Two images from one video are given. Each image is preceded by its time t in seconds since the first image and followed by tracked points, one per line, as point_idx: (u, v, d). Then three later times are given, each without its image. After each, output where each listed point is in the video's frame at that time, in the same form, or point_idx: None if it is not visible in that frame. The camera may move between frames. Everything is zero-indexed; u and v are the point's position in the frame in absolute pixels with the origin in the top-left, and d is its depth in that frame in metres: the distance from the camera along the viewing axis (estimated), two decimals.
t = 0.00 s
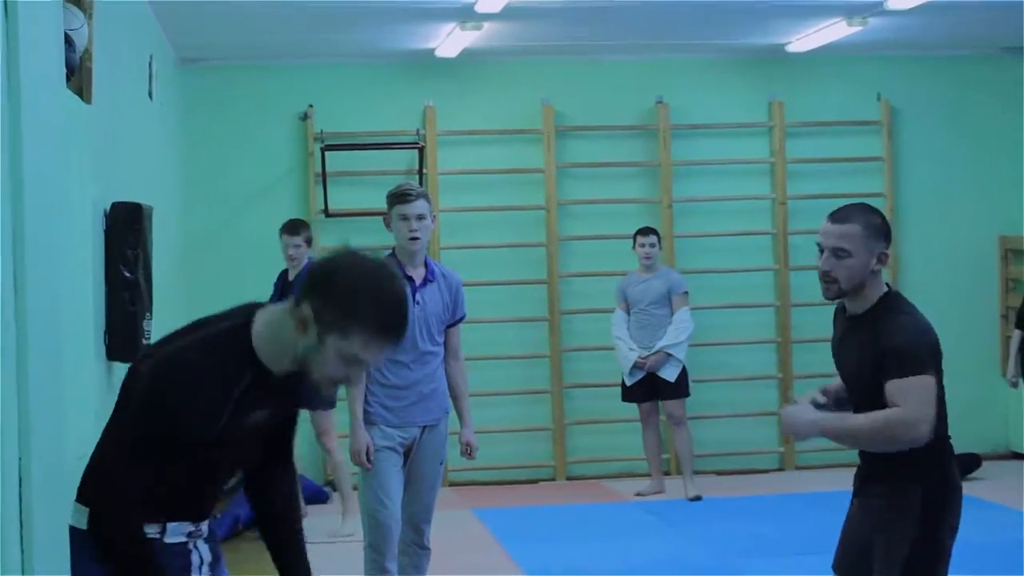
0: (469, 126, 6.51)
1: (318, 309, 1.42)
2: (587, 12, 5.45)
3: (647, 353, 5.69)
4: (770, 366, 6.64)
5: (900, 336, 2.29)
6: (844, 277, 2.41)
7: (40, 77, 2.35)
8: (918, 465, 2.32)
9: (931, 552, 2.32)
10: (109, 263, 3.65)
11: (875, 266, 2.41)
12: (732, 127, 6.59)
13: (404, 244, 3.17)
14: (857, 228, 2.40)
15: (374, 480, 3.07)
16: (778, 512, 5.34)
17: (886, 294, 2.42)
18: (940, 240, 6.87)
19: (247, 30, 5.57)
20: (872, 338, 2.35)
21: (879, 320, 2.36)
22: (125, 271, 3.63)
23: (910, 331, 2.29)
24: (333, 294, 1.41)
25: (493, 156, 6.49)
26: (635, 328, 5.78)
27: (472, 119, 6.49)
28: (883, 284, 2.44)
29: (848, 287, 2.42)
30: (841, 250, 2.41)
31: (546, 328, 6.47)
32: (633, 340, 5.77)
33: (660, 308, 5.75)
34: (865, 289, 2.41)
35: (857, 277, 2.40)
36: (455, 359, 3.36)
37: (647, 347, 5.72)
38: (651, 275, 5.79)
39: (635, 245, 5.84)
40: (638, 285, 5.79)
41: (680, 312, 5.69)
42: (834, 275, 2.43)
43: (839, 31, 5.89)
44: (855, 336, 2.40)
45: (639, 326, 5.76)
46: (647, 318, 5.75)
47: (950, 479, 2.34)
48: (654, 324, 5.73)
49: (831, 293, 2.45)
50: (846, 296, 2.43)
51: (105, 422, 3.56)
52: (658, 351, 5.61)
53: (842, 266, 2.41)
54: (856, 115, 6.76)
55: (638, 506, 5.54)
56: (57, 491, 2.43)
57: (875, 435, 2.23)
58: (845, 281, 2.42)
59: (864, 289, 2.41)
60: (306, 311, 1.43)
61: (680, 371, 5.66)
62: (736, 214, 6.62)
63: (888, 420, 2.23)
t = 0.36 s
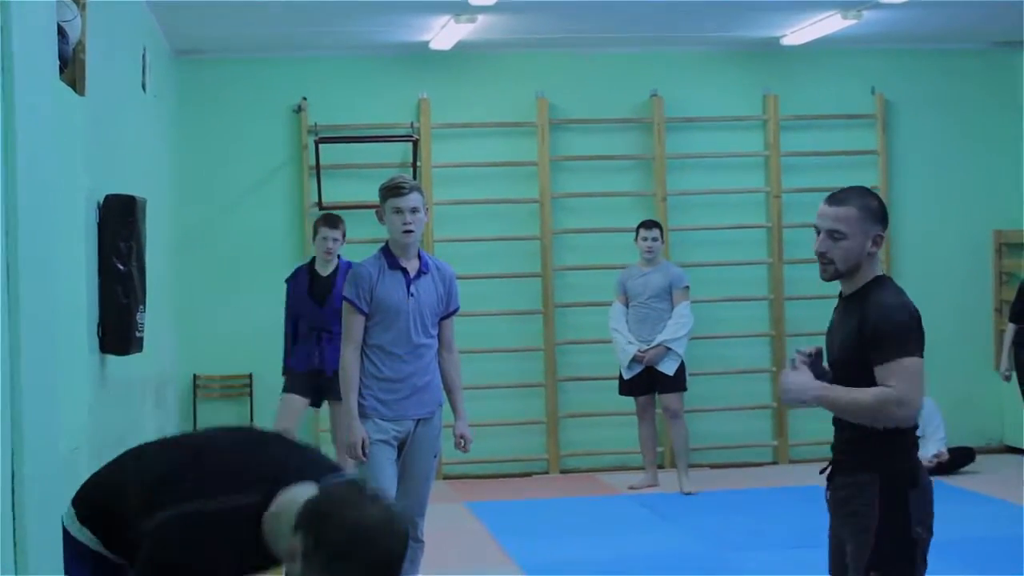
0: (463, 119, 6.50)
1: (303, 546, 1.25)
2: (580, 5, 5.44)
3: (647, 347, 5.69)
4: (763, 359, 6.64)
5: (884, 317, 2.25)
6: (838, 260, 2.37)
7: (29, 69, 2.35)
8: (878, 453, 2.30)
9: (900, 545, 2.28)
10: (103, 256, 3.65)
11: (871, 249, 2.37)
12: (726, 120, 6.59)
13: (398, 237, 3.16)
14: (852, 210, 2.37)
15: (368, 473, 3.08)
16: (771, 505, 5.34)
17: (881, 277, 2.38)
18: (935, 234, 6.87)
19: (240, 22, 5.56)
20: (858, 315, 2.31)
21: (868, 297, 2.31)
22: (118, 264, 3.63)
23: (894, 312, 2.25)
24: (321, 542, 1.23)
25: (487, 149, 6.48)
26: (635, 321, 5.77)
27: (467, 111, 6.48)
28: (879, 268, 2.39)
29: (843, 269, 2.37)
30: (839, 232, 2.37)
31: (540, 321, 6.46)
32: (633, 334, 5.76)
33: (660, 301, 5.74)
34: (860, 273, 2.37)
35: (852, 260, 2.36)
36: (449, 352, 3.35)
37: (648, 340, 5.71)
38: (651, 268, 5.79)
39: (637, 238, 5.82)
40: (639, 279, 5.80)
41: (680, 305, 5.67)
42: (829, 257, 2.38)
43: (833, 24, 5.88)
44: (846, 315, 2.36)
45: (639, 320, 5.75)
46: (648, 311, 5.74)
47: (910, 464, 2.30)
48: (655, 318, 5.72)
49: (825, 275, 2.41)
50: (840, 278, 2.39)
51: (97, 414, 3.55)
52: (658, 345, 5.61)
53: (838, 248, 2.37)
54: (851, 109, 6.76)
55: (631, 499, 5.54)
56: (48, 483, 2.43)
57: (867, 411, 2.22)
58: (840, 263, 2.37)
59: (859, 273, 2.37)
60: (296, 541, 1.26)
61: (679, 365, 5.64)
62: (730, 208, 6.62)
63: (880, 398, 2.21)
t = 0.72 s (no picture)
0: (459, 118, 6.49)
1: None
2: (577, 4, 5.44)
3: (655, 346, 5.69)
4: (758, 359, 6.65)
5: (876, 296, 2.37)
6: (804, 268, 2.49)
7: (23, 68, 2.35)
8: (887, 448, 2.41)
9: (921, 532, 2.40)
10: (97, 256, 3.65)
11: (827, 252, 2.49)
12: (722, 119, 6.59)
13: (394, 236, 3.15)
14: (801, 219, 2.47)
15: (363, 472, 3.08)
16: (766, 505, 5.34)
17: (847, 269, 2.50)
18: (930, 233, 6.88)
19: (236, 21, 5.55)
20: (848, 307, 2.41)
21: (848, 290, 2.43)
22: (114, 263, 3.64)
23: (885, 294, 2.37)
24: None
25: (484, 149, 6.48)
26: (642, 319, 5.77)
27: (462, 110, 6.48)
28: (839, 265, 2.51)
29: (809, 275, 2.49)
30: (795, 244, 2.48)
31: (536, 321, 6.47)
32: (639, 332, 5.76)
33: (668, 300, 5.73)
34: (828, 274, 2.49)
35: (813, 266, 2.48)
36: (442, 351, 3.35)
37: (655, 339, 5.72)
38: (660, 267, 5.76)
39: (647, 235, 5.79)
40: (646, 276, 5.78)
41: (688, 305, 5.67)
42: (793, 270, 2.49)
43: (828, 23, 5.89)
44: (831, 313, 2.46)
45: (646, 318, 5.75)
46: (655, 309, 5.74)
47: (921, 461, 2.41)
48: (663, 316, 5.72)
49: (794, 284, 2.52)
50: (809, 285, 2.51)
51: (92, 414, 3.55)
52: (666, 345, 5.62)
53: (798, 259, 2.48)
54: (847, 108, 6.76)
55: (626, 498, 5.55)
56: (39, 483, 2.42)
57: (906, 387, 2.28)
58: (805, 273, 2.49)
59: (827, 276, 2.49)
60: None
61: (686, 364, 5.66)
62: (726, 207, 6.62)
63: (908, 368, 2.29)
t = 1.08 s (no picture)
0: (458, 122, 6.50)
1: None
2: (577, 9, 5.45)
3: (665, 351, 5.69)
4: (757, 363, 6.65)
5: (871, 304, 2.30)
6: (805, 274, 2.40)
7: (25, 73, 2.36)
8: (866, 451, 2.35)
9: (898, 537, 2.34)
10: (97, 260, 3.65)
11: (832, 255, 2.40)
12: (721, 125, 6.59)
13: (395, 241, 3.16)
14: (802, 227, 2.38)
15: (363, 476, 3.08)
16: (766, 510, 5.35)
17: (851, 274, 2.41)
18: (929, 238, 6.88)
19: (237, 25, 5.56)
20: (844, 311, 2.34)
21: (849, 293, 2.35)
22: (114, 268, 3.64)
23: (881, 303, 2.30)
24: None
25: (484, 153, 6.49)
26: (650, 324, 5.77)
27: (461, 115, 6.49)
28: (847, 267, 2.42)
29: (812, 279, 2.41)
30: (796, 249, 2.40)
31: (535, 325, 6.47)
32: (648, 337, 5.76)
33: (677, 305, 5.75)
34: (829, 277, 2.40)
35: (816, 270, 2.40)
36: (442, 356, 3.35)
37: (666, 345, 5.72)
38: (668, 272, 5.78)
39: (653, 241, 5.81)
40: (654, 281, 5.79)
41: (698, 311, 5.68)
42: (794, 274, 2.41)
43: (828, 28, 5.90)
44: (829, 314, 2.39)
45: (654, 323, 5.76)
46: (663, 315, 5.75)
47: (905, 457, 2.37)
48: (673, 321, 5.74)
49: (796, 286, 2.44)
50: (811, 288, 2.42)
51: (92, 419, 3.55)
52: (677, 351, 5.62)
53: (800, 263, 2.40)
54: (846, 113, 6.77)
55: (627, 503, 5.55)
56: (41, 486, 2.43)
57: (879, 398, 2.24)
58: (807, 276, 2.41)
59: (828, 279, 2.40)
60: None
61: (696, 371, 5.67)
62: (725, 212, 6.63)
63: (887, 380, 2.24)
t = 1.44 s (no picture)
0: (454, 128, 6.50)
1: (342, 469, 1.41)
2: (574, 16, 5.46)
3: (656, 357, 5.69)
4: (753, 370, 6.65)
5: (823, 364, 2.28)
6: (767, 316, 2.42)
7: (22, 78, 2.36)
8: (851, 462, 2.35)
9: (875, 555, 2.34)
10: (92, 265, 3.65)
11: (795, 295, 2.40)
12: (718, 131, 6.60)
13: (392, 248, 3.15)
14: (763, 267, 2.40)
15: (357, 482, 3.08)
16: (762, 516, 5.35)
17: (817, 310, 2.41)
18: (925, 245, 6.88)
19: (234, 31, 5.57)
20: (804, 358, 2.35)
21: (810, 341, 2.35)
22: (110, 274, 3.64)
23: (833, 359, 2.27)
24: (365, 453, 1.39)
25: (480, 159, 6.49)
26: (635, 330, 5.76)
27: (458, 121, 6.49)
28: (815, 301, 2.42)
29: (775, 321, 2.42)
30: (758, 291, 2.41)
31: (532, 332, 6.47)
32: (632, 344, 5.74)
33: (663, 312, 5.75)
34: (792, 320, 2.42)
35: (779, 312, 2.41)
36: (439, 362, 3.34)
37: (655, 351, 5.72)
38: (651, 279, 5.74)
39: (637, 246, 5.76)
40: (638, 289, 5.75)
41: (684, 317, 5.72)
42: (757, 316, 2.43)
43: (824, 36, 5.91)
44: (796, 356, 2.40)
45: (638, 329, 5.75)
46: (649, 322, 5.74)
47: (893, 473, 2.35)
48: (659, 329, 5.73)
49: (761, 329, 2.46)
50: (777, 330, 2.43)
51: (88, 424, 3.55)
52: (668, 356, 5.63)
53: (762, 306, 2.42)
54: (842, 120, 6.77)
55: (622, 509, 5.55)
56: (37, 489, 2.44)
57: (842, 449, 2.29)
58: (770, 319, 2.42)
59: (792, 320, 2.41)
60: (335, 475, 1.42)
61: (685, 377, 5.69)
62: (721, 219, 6.63)
63: (848, 439, 2.28)
